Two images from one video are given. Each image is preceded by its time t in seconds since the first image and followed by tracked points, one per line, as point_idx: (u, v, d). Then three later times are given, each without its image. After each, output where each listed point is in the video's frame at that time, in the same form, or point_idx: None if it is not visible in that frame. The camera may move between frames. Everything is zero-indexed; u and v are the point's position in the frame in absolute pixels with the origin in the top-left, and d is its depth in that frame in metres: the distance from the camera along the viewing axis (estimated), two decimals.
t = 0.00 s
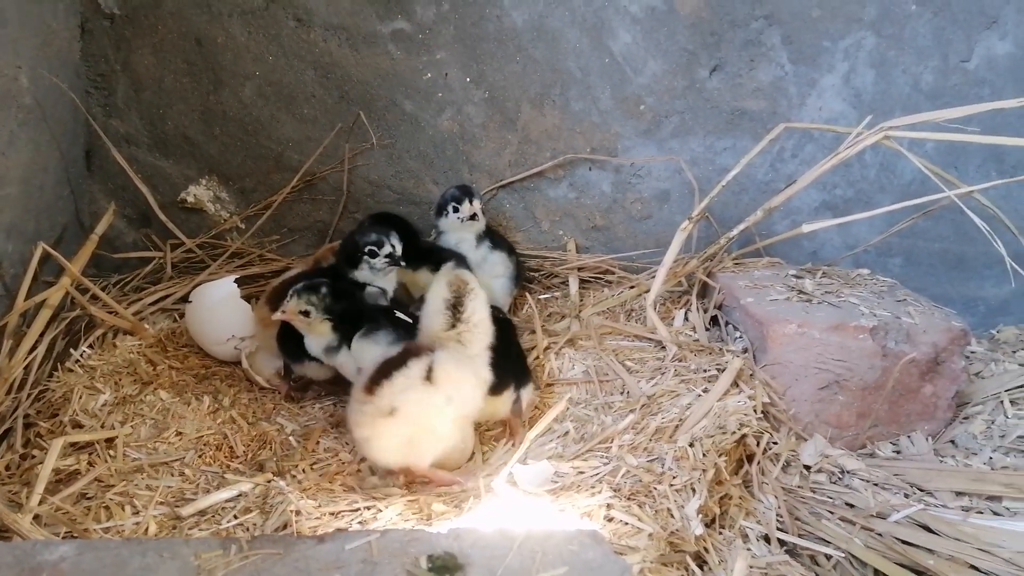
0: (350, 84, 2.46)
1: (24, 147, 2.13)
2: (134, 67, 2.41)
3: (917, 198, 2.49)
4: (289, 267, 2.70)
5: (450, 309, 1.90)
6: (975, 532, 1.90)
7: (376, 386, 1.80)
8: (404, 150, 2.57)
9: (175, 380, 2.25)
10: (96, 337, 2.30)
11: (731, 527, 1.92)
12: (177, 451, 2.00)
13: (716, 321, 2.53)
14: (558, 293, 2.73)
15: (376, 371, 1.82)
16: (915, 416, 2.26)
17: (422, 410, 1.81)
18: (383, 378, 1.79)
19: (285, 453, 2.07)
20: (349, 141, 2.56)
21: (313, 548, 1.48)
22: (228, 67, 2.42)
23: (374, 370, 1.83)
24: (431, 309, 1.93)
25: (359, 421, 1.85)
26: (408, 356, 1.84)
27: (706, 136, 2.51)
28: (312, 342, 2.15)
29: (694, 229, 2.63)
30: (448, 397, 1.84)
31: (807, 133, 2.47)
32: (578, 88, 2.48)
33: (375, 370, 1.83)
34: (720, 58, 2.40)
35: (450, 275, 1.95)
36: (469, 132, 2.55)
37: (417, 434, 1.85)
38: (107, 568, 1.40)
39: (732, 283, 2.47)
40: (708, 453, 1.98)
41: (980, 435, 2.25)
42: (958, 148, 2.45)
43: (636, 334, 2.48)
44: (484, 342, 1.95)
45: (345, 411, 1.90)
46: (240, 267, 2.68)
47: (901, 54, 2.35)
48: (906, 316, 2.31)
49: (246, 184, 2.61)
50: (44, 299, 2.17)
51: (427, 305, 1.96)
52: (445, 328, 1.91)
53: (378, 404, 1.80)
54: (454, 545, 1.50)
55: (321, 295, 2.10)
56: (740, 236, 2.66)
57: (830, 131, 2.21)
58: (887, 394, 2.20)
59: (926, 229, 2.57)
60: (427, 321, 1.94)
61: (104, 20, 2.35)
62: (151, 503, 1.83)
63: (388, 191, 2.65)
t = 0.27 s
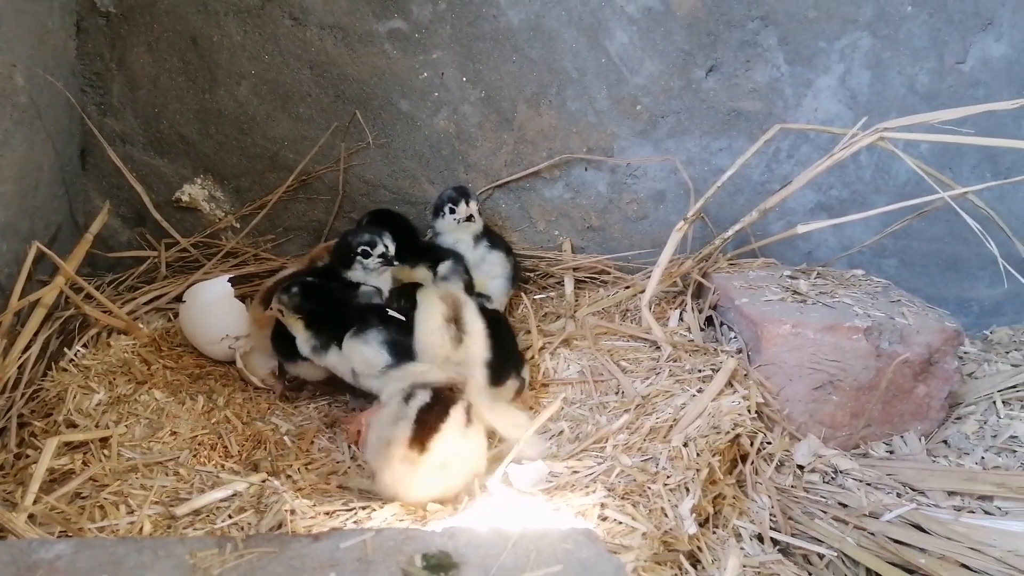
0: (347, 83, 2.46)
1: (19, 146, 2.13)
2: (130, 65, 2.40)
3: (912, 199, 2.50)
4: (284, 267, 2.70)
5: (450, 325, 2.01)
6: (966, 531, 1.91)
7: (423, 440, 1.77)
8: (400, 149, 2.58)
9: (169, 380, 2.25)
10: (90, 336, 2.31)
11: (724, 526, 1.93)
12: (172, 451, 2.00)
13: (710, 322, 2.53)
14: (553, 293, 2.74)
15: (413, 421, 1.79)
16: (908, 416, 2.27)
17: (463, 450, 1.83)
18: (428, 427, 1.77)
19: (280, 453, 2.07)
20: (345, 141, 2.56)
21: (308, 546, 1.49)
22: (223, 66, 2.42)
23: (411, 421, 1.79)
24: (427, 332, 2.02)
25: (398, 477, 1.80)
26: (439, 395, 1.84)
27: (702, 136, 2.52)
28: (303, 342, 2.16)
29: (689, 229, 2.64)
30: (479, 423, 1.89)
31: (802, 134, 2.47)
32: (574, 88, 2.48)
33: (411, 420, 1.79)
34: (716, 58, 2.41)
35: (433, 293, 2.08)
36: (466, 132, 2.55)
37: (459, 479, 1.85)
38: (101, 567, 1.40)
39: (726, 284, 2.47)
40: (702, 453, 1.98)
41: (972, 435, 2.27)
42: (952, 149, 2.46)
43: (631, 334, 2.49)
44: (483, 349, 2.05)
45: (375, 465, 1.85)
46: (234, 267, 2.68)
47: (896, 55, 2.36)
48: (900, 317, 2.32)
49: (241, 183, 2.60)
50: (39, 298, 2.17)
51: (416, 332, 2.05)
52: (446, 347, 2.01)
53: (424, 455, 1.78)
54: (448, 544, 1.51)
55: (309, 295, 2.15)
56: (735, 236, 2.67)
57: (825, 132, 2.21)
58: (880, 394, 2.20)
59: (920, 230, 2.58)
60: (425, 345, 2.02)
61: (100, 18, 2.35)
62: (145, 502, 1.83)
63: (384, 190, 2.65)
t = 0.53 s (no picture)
0: (348, 86, 2.46)
1: (20, 148, 2.13)
2: (131, 68, 2.41)
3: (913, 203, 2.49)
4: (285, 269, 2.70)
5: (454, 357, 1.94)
6: (967, 535, 1.91)
7: (403, 432, 1.79)
8: (401, 152, 2.58)
9: (170, 382, 2.25)
10: (91, 339, 2.31)
11: (725, 530, 1.92)
12: (171, 454, 2.00)
13: (712, 325, 2.53)
14: (554, 296, 2.73)
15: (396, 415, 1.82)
16: (910, 420, 2.26)
17: (448, 445, 1.83)
18: (408, 418, 1.79)
19: (279, 456, 2.07)
20: (346, 144, 2.56)
21: (307, 551, 1.49)
22: (225, 69, 2.42)
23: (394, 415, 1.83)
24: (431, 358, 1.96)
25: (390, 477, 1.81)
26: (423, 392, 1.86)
27: (703, 139, 2.52)
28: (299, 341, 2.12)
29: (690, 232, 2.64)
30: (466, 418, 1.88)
31: (803, 137, 2.47)
32: (576, 91, 2.48)
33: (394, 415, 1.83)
34: (718, 61, 2.40)
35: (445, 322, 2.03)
36: (467, 135, 2.55)
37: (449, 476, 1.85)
38: (100, 570, 1.40)
39: (727, 287, 2.47)
40: (702, 456, 1.98)
41: (974, 439, 2.26)
42: (954, 152, 2.45)
43: (632, 337, 2.48)
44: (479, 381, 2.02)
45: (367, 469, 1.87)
46: (235, 269, 2.68)
47: (898, 58, 2.35)
48: (901, 321, 2.31)
49: (242, 186, 2.61)
50: (39, 301, 2.17)
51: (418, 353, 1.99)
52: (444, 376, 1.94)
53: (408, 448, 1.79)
54: (447, 548, 1.51)
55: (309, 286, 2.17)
56: (736, 239, 2.67)
57: (827, 135, 2.21)
58: (882, 398, 2.20)
59: (922, 233, 2.57)
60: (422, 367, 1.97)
61: (102, 21, 2.35)
62: (145, 505, 1.82)
63: (385, 193, 2.65)
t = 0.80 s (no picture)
0: (353, 88, 2.46)
1: (26, 151, 2.13)
2: (136, 71, 2.41)
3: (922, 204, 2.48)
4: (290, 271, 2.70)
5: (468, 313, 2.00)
6: (977, 540, 1.89)
7: (431, 406, 1.75)
8: (406, 154, 2.57)
9: (175, 385, 2.25)
10: (96, 341, 2.30)
11: (732, 535, 1.91)
12: (176, 456, 2.00)
13: (718, 328, 2.51)
14: (559, 298, 2.72)
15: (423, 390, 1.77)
16: (918, 423, 2.24)
17: (475, 418, 1.82)
18: (437, 392, 1.75)
19: (284, 459, 2.06)
20: (351, 145, 2.55)
21: (311, 555, 1.48)
22: (230, 71, 2.41)
23: (420, 390, 1.78)
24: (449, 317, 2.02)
25: (418, 450, 1.81)
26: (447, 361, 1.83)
27: (709, 141, 2.50)
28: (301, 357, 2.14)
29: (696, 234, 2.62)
30: (495, 385, 1.86)
31: (810, 139, 2.46)
32: (581, 92, 2.47)
33: (421, 389, 1.78)
34: (723, 63, 2.39)
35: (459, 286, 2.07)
36: (472, 137, 2.55)
37: (473, 448, 1.86)
38: (104, 574, 1.39)
39: (734, 290, 2.46)
40: (709, 460, 1.97)
41: (982, 443, 2.24)
42: (962, 153, 2.44)
43: (638, 340, 2.47)
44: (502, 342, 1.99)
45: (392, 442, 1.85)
46: (240, 271, 2.68)
47: (905, 59, 2.34)
48: (909, 323, 2.29)
49: (247, 188, 2.60)
50: (44, 303, 2.18)
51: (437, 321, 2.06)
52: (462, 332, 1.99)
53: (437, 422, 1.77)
54: (453, 553, 1.50)
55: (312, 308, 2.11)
56: (743, 241, 2.65)
57: (834, 137, 2.20)
58: (890, 401, 2.18)
59: (929, 235, 2.55)
60: (441, 330, 2.03)
61: (107, 23, 2.35)
62: (149, 508, 1.82)
63: (390, 195, 2.64)
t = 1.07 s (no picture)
0: (354, 90, 2.46)
1: (28, 153, 2.13)
2: (138, 73, 2.41)
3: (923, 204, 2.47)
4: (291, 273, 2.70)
5: (450, 307, 1.94)
6: (980, 541, 1.89)
7: (427, 421, 1.77)
8: (407, 155, 2.57)
9: (177, 387, 2.25)
10: (98, 343, 2.31)
11: (734, 535, 1.90)
12: (178, 458, 2.00)
13: (720, 328, 2.51)
14: (561, 299, 2.72)
15: (416, 406, 1.78)
16: (921, 423, 2.23)
17: (472, 422, 1.84)
18: (431, 409, 1.77)
19: (286, 461, 2.06)
20: (352, 147, 2.55)
21: (313, 556, 1.48)
22: (231, 72, 2.42)
23: (414, 408, 1.79)
24: (430, 311, 1.96)
25: (418, 462, 1.84)
26: (437, 374, 1.84)
27: (710, 141, 2.50)
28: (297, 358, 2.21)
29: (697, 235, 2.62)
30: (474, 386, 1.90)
31: (811, 139, 2.46)
32: (582, 93, 2.47)
33: (413, 406, 1.79)
34: (724, 63, 2.39)
35: (439, 275, 2.00)
36: (473, 138, 2.55)
37: (477, 451, 1.87)
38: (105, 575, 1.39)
39: (736, 290, 2.46)
40: (711, 461, 1.97)
41: (985, 443, 2.24)
42: (964, 153, 2.43)
43: (640, 340, 2.47)
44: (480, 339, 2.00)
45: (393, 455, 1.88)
46: (242, 273, 2.68)
47: (906, 59, 2.34)
48: (911, 324, 2.29)
49: (248, 190, 2.61)
50: (46, 305, 2.18)
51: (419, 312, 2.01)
52: (444, 328, 1.94)
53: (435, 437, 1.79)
54: (455, 554, 1.50)
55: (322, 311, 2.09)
56: (745, 242, 2.65)
57: (835, 137, 2.20)
58: (892, 401, 2.18)
59: (931, 235, 2.55)
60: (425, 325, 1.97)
61: (109, 25, 2.36)
62: (151, 510, 1.82)
63: (391, 197, 2.64)
